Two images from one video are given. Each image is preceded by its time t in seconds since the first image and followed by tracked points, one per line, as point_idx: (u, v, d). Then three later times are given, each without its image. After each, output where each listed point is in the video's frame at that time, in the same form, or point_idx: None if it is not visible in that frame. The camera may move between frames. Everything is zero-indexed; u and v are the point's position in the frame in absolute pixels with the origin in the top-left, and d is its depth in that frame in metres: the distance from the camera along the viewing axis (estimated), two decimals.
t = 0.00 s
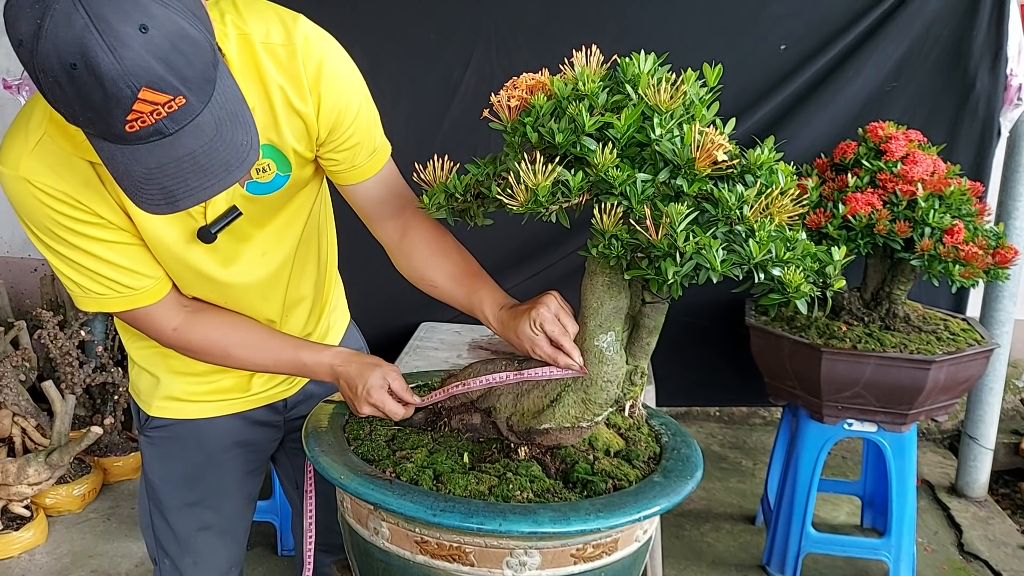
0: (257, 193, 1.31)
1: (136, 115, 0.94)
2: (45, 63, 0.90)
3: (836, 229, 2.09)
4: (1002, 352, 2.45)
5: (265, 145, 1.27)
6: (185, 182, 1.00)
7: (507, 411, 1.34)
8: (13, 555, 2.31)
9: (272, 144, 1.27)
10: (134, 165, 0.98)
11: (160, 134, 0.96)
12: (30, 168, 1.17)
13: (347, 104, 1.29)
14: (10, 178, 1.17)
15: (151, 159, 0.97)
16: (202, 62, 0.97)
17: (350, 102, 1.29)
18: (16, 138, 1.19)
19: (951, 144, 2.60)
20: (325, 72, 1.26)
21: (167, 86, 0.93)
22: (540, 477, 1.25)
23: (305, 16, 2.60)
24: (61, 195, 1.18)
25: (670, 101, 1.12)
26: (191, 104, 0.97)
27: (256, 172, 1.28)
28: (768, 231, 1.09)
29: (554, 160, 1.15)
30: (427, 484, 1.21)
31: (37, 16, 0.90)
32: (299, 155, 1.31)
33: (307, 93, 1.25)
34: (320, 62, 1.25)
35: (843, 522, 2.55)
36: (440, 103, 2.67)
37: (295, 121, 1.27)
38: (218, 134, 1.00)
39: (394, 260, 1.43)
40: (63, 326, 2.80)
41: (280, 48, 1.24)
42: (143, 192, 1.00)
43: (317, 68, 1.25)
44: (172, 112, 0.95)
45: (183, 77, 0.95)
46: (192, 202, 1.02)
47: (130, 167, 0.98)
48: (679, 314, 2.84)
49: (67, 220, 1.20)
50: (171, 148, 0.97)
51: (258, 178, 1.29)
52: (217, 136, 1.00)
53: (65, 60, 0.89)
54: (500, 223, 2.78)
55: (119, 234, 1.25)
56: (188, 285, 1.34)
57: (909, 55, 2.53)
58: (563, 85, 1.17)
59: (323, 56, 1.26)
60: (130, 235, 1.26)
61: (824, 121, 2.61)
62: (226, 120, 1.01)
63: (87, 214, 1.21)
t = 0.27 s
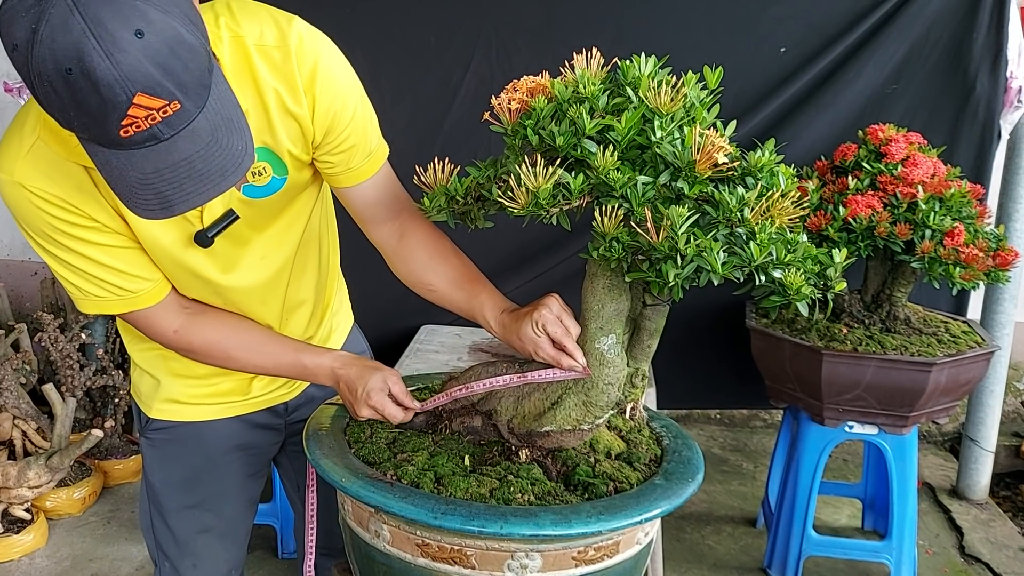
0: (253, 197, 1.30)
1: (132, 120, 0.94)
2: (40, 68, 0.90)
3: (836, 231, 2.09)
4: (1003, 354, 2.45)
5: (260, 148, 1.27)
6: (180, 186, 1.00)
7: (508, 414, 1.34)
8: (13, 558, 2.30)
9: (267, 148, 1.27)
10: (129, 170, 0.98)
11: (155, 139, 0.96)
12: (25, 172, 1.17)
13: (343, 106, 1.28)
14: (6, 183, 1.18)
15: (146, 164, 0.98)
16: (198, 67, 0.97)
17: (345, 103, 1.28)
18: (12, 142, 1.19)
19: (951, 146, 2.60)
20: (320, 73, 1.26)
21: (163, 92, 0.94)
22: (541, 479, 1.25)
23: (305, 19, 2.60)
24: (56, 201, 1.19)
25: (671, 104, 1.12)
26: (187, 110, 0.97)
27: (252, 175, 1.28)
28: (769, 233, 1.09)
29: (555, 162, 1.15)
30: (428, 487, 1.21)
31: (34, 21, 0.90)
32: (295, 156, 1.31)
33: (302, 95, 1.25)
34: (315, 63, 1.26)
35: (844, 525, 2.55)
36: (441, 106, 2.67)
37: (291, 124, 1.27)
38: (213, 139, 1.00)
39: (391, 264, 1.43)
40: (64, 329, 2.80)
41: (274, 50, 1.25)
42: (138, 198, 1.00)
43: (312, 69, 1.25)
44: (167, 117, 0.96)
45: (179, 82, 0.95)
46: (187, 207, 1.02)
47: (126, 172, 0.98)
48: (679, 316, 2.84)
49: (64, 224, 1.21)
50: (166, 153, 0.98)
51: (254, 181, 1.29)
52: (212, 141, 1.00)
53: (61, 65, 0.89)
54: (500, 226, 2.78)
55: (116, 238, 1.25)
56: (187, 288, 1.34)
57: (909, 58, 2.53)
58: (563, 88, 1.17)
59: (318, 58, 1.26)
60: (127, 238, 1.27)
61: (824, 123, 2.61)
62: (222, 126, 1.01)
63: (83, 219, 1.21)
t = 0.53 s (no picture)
0: (249, 201, 1.31)
1: (126, 123, 0.94)
2: (34, 71, 0.90)
3: (837, 233, 2.09)
4: (1003, 355, 2.44)
5: (255, 152, 1.27)
6: (175, 190, 1.00)
7: (508, 416, 1.34)
8: (13, 560, 2.30)
9: (262, 150, 1.27)
10: (123, 173, 0.98)
11: (149, 142, 0.97)
12: (20, 176, 1.17)
13: (338, 108, 1.28)
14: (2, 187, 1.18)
15: (141, 168, 0.98)
16: (193, 70, 0.97)
17: (340, 105, 1.28)
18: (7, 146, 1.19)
19: (952, 148, 2.60)
20: (315, 75, 1.25)
21: (158, 95, 0.94)
22: (541, 481, 1.25)
23: (306, 21, 2.60)
24: (50, 204, 1.19)
25: (671, 105, 1.12)
26: (181, 113, 0.97)
27: (247, 179, 1.28)
28: (769, 235, 1.09)
29: (555, 164, 1.15)
30: (428, 489, 1.21)
31: (27, 24, 0.89)
32: (290, 159, 1.31)
33: (296, 96, 1.25)
34: (310, 64, 1.25)
35: (845, 527, 2.55)
36: (441, 107, 2.68)
37: (285, 126, 1.27)
38: (208, 142, 1.01)
39: (386, 266, 1.43)
40: (64, 330, 2.80)
41: (269, 51, 1.24)
42: (134, 201, 1.01)
43: (307, 71, 1.25)
44: (162, 120, 0.96)
45: (174, 85, 0.95)
46: (182, 210, 1.03)
47: (121, 176, 0.99)
48: (680, 318, 2.84)
49: (59, 228, 1.22)
50: (160, 156, 0.98)
51: (250, 185, 1.29)
52: (207, 144, 1.01)
53: (55, 68, 0.89)
54: (500, 227, 2.78)
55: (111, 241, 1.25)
56: (186, 291, 1.35)
57: (909, 60, 2.54)
58: (563, 90, 1.17)
59: (313, 59, 1.26)
60: (123, 240, 1.27)
61: (824, 125, 2.61)
62: (217, 129, 1.02)
63: (78, 222, 1.21)
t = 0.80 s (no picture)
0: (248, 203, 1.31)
1: (142, 117, 0.94)
2: (48, 68, 0.90)
3: (837, 234, 2.09)
4: (1004, 356, 2.44)
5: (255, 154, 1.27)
6: (191, 183, 0.99)
7: (508, 417, 1.34)
8: (14, 562, 2.30)
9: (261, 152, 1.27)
10: (139, 169, 0.97)
11: (165, 137, 0.96)
12: (18, 180, 1.17)
13: (337, 108, 1.28)
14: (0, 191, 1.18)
15: (155, 163, 0.97)
16: (205, 64, 0.98)
17: (338, 105, 1.28)
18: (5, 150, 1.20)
19: (952, 149, 2.60)
20: (313, 75, 1.25)
21: (173, 87, 0.94)
22: (541, 482, 1.25)
23: (307, 22, 2.61)
24: (49, 207, 1.19)
25: (671, 106, 1.12)
26: (195, 106, 0.97)
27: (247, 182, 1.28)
28: (769, 236, 1.09)
29: (555, 165, 1.15)
30: (428, 490, 1.21)
31: (40, 20, 0.90)
32: (290, 160, 1.31)
33: (295, 97, 1.25)
34: (308, 65, 1.25)
35: (845, 528, 2.55)
36: (442, 108, 2.68)
37: (284, 128, 1.27)
38: (222, 135, 1.01)
39: (383, 265, 1.43)
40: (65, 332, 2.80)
41: (267, 53, 1.24)
42: (149, 198, 0.99)
43: (305, 71, 1.25)
44: (176, 114, 0.96)
45: (188, 78, 0.96)
46: (199, 205, 1.01)
47: (136, 172, 0.98)
48: (680, 319, 2.84)
49: (58, 231, 1.22)
50: (176, 150, 0.97)
51: (249, 187, 1.29)
52: (221, 137, 1.00)
53: (71, 63, 0.89)
54: (501, 228, 2.78)
55: (109, 244, 1.25)
56: (185, 293, 1.35)
57: (910, 61, 2.54)
58: (563, 91, 1.17)
59: (311, 60, 1.26)
60: (122, 243, 1.27)
61: (825, 126, 2.61)
62: (229, 122, 1.02)
63: (76, 225, 1.22)
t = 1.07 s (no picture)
0: (250, 205, 1.30)
1: (165, 111, 0.94)
2: (71, 64, 0.90)
3: (838, 235, 2.09)
4: (1005, 357, 2.44)
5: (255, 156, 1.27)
6: (214, 176, 1.00)
7: (509, 417, 1.34)
8: (14, 563, 2.30)
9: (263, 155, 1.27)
10: (161, 164, 0.97)
11: (187, 131, 0.97)
12: (20, 182, 1.17)
13: (337, 109, 1.28)
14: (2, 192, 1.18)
15: (177, 157, 0.97)
16: (224, 57, 0.98)
17: (339, 107, 1.28)
18: (6, 152, 1.20)
19: (953, 150, 2.60)
20: (315, 77, 1.26)
21: (196, 81, 0.95)
22: (542, 483, 1.25)
23: (308, 23, 2.61)
24: (52, 209, 1.19)
25: (671, 107, 1.12)
26: (217, 100, 0.98)
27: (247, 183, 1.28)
28: (770, 236, 1.09)
29: (555, 166, 1.15)
30: (429, 491, 1.21)
31: (62, 16, 0.90)
32: (290, 163, 1.31)
33: (297, 98, 1.25)
34: (310, 66, 1.25)
35: (846, 528, 2.55)
36: (442, 109, 2.68)
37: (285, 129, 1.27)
38: (242, 127, 1.01)
39: (381, 266, 1.43)
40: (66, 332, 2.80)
41: (270, 54, 1.24)
42: (172, 193, 1.00)
43: (307, 72, 1.25)
44: (199, 108, 0.96)
45: (209, 72, 0.96)
46: (222, 198, 1.02)
47: (158, 167, 0.98)
48: (681, 320, 2.84)
49: (60, 233, 1.22)
50: (198, 144, 0.98)
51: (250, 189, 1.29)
52: (240, 130, 1.01)
53: (95, 58, 0.90)
54: (501, 229, 2.78)
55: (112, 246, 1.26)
56: (186, 294, 1.35)
57: (910, 61, 2.53)
58: (564, 92, 1.17)
59: (313, 61, 1.26)
60: (124, 246, 1.27)
61: (826, 126, 2.61)
62: (248, 115, 1.03)
63: (80, 227, 1.22)
